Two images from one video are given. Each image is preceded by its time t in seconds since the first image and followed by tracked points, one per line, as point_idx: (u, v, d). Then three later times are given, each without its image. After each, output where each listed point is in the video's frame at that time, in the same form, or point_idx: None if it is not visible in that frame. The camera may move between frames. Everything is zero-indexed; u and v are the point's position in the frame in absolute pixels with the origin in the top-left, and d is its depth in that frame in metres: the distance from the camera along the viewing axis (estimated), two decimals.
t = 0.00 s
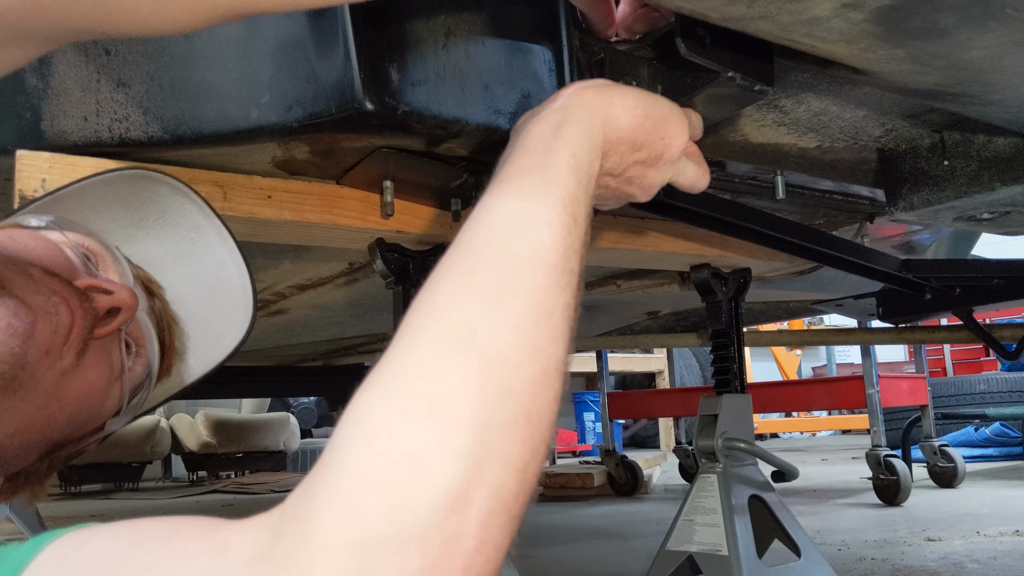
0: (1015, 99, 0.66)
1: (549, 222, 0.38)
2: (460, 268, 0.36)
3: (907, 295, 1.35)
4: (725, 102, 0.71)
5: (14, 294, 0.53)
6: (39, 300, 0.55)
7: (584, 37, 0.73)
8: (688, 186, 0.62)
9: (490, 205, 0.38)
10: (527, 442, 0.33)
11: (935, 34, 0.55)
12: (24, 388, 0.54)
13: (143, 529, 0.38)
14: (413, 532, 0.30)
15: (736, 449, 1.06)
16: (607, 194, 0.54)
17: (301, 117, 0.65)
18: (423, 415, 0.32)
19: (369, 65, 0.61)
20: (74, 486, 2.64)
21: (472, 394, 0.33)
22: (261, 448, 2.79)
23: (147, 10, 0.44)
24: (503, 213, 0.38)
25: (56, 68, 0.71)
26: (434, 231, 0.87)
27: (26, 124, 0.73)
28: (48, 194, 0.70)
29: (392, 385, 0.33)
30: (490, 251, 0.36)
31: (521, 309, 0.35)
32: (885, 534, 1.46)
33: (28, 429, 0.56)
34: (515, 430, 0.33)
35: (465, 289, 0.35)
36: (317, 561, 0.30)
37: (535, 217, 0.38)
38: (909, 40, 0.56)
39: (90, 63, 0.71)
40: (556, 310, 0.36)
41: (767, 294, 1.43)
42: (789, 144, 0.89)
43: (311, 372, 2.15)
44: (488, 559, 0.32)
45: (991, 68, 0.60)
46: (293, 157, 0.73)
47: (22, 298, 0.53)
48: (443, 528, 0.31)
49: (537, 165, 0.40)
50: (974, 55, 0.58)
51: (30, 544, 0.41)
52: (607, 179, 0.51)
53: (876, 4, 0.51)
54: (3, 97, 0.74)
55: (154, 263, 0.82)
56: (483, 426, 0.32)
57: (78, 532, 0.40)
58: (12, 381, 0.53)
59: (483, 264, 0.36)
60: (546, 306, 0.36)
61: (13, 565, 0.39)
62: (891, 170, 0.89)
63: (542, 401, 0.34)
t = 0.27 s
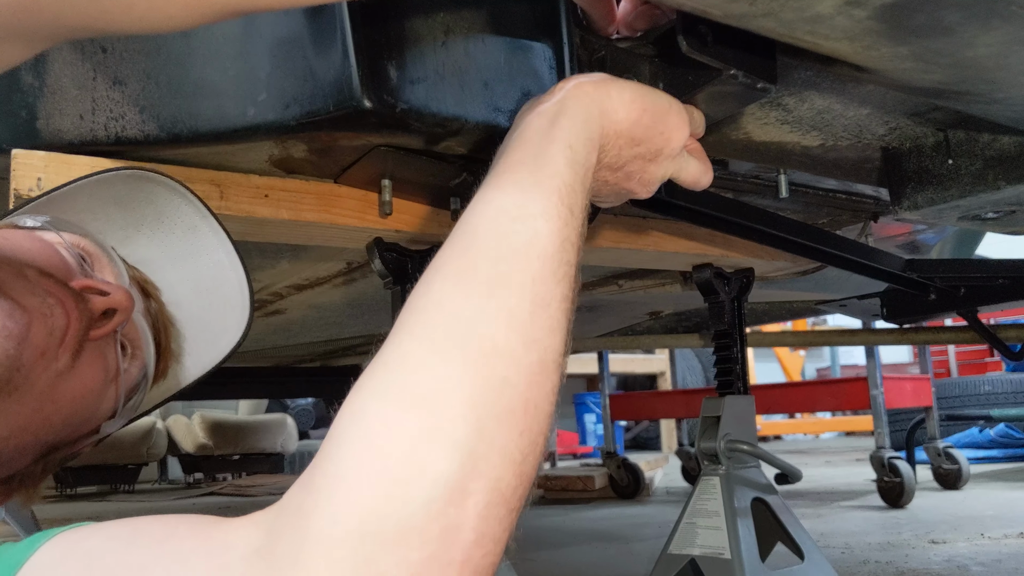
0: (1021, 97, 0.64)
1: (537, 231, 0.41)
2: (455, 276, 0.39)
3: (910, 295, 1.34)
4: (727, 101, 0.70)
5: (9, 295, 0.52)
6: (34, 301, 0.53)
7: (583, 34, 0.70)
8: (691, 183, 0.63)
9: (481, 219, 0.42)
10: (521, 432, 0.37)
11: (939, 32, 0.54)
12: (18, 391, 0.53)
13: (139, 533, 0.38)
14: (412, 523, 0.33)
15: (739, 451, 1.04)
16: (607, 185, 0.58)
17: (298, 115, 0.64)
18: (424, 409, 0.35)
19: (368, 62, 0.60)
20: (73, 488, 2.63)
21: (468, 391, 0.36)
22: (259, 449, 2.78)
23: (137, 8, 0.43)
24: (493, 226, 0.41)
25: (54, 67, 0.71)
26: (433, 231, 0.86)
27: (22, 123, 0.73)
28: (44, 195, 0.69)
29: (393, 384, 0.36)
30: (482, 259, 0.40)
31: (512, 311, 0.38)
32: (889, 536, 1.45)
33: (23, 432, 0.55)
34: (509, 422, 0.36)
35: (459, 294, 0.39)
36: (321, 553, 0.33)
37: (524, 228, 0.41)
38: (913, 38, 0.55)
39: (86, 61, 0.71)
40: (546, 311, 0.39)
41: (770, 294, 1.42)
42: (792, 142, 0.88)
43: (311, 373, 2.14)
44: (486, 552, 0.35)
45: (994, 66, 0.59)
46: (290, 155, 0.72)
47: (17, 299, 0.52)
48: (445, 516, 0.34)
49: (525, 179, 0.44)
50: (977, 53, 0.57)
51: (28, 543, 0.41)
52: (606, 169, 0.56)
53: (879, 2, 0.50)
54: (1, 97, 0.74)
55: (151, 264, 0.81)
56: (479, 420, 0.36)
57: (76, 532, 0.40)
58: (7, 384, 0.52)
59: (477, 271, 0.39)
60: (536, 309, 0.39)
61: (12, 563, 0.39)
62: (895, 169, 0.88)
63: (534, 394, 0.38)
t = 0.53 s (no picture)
0: (1022, 97, 0.64)
1: (534, 224, 0.41)
2: (451, 270, 0.39)
3: (912, 295, 1.34)
4: (728, 100, 0.69)
5: (7, 297, 0.51)
6: (32, 303, 0.53)
7: (583, 33, 0.69)
8: (690, 181, 0.63)
9: (477, 214, 0.42)
10: (520, 425, 0.36)
11: (940, 31, 0.53)
12: (15, 393, 0.52)
13: (133, 530, 0.38)
14: (411, 517, 0.33)
15: (740, 451, 1.04)
16: (604, 182, 0.57)
17: (297, 114, 0.63)
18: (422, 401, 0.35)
19: (367, 61, 0.60)
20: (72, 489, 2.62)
21: (465, 382, 0.36)
22: (257, 451, 2.78)
23: (133, 7, 0.43)
24: (490, 220, 0.41)
25: (50, 65, 0.69)
26: (432, 231, 0.85)
27: (20, 122, 0.71)
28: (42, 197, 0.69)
29: (389, 378, 0.36)
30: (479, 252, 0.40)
31: (509, 303, 0.38)
32: (890, 537, 1.44)
33: (19, 434, 0.54)
34: (508, 414, 0.36)
35: (455, 287, 0.38)
36: (319, 549, 0.32)
37: (520, 222, 0.41)
38: (914, 38, 0.55)
39: (85, 61, 0.68)
40: (543, 303, 0.39)
41: (771, 294, 1.41)
42: (794, 142, 0.87)
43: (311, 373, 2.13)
44: (486, 547, 0.34)
45: (996, 65, 0.58)
46: (289, 155, 0.72)
47: (15, 301, 0.51)
48: (443, 510, 0.33)
49: (522, 173, 0.44)
50: (978, 53, 0.56)
51: (26, 541, 0.41)
52: (604, 166, 0.55)
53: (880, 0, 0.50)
54: None
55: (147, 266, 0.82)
56: (477, 411, 0.35)
57: (72, 531, 0.40)
58: (5, 386, 0.51)
59: (473, 264, 0.39)
60: (533, 301, 0.39)
61: (11, 560, 0.39)
62: (897, 169, 0.87)
63: (533, 386, 0.37)
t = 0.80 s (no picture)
0: (1022, 97, 0.64)
1: (530, 217, 0.41)
2: (447, 264, 0.39)
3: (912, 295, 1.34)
4: (728, 100, 0.69)
5: (7, 298, 0.51)
6: (32, 304, 0.53)
7: (584, 33, 0.69)
8: (687, 178, 0.62)
9: (473, 209, 0.42)
10: (517, 416, 0.36)
11: (940, 31, 0.53)
12: (14, 394, 0.52)
13: (130, 529, 0.38)
14: (408, 508, 0.33)
15: (740, 451, 1.04)
16: (600, 178, 0.57)
17: (297, 114, 0.63)
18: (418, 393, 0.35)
19: (367, 61, 0.60)
20: (71, 489, 2.62)
21: (460, 374, 0.36)
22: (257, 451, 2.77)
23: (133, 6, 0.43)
24: (486, 214, 0.41)
25: (49, 65, 0.68)
26: (432, 231, 0.85)
27: (19, 122, 0.71)
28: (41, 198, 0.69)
29: (384, 372, 0.36)
30: (474, 246, 0.40)
31: (505, 295, 0.38)
32: (890, 537, 1.44)
33: (19, 435, 0.53)
34: (505, 404, 0.36)
35: (450, 280, 0.38)
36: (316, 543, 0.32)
37: (516, 215, 0.41)
38: (914, 37, 0.55)
39: (85, 61, 0.68)
40: (540, 294, 0.39)
41: (771, 294, 1.41)
42: (794, 142, 0.87)
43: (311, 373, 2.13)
44: (484, 538, 0.34)
45: (996, 65, 0.58)
46: (289, 155, 0.72)
47: (15, 302, 0.51)
48: (439, 502, 0.33)
49: (517, 168, 0.44)
50: (979, 53, 0.56)
51: (24, 537, 0.41)
52: (601, 160, 0.55)
53: None
54: None
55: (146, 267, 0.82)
56: (474, 403, 0.35)
57: (71, 527, 0.41)
58: (5, 387, 0.51)
59: (468, 257, 0.39)
60: (530, 292, 0.39)
61: (11, 556, 0.40)
62: (897, 169, 0.87)
63: (530, 377, 0.37)
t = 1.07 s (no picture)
0: (1023, 96, 0.64)
1: (525, 195, 0.41)
2: (442, 240, 0.39)
3: (912, 295, 1.34)
4: (728, 100, 0.69)
5: (9, 299, 0.52)
6: (34, 306, 0.54)
7: (584, 32, 0.69)
8: (682, 174, 0.62)
9: (468, 187, 0.42)
10: (511, 391, 0.36)
11: (940, 31, 0.53)
12: (17, 395, 0.53)
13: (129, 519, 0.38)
14: (401, 481, 0.33)
15: (739, 451, 1.04)
16: (598, 165, 0.57)
17: (297, 114, 0.63)
18: (412, 366, 0.35)
19: (367, 61, 0.60)
20: (71, 489, 2.62)
21: (455, 349, 0.36)
22: (257, 451, 2.75)
23: (133, 7, 0.43)
24: (482, 191, 0.41)
25: (49, 64, 0.69)
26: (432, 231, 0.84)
27: (21, 122, 0.71)
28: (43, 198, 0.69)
29: (378, 347, 0.36)
30: (469, 223, 0.40)
31: (500, 271, 0.38)
32: (890, 537, 1.44)
33: (20, 437, 0.54)
34: (498, 379, 0.36)
35: (445, 256, 0.38)
36: (310, 515, 0.32)
37: (512, 193, 0.41)
38: (914, 37, 0.55)
39: (85, 60, 0.68)
40: (535, 270, 0.39)
41: (771, 294, 1.41)
42: (794, 142, 0.87)
43: (311, 373, 2.13)
44: (477, 511, 0.35)
45: (997, 65, 0.58)
46: (290, 155, 0.72)
47: (16, 304, 0.52)
48: (432, 474, 0.34)
49: (514, 146, 0.44)
50: (979, 53, 0.56)
51: (18, 528, 0.41)
52: (600, 146, 0.55)
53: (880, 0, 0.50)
54: None
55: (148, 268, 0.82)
56: (467, 378, 0.35)
57: (62, 516, 0.40)
58: (6, 389, 0.52)
59: (463, 233, 0.39)
60: (525, 269, 0.39)
61: (6, 547, 0.40)
62: (897, 169, 0.87)
63: (525, 353, 0.37)
